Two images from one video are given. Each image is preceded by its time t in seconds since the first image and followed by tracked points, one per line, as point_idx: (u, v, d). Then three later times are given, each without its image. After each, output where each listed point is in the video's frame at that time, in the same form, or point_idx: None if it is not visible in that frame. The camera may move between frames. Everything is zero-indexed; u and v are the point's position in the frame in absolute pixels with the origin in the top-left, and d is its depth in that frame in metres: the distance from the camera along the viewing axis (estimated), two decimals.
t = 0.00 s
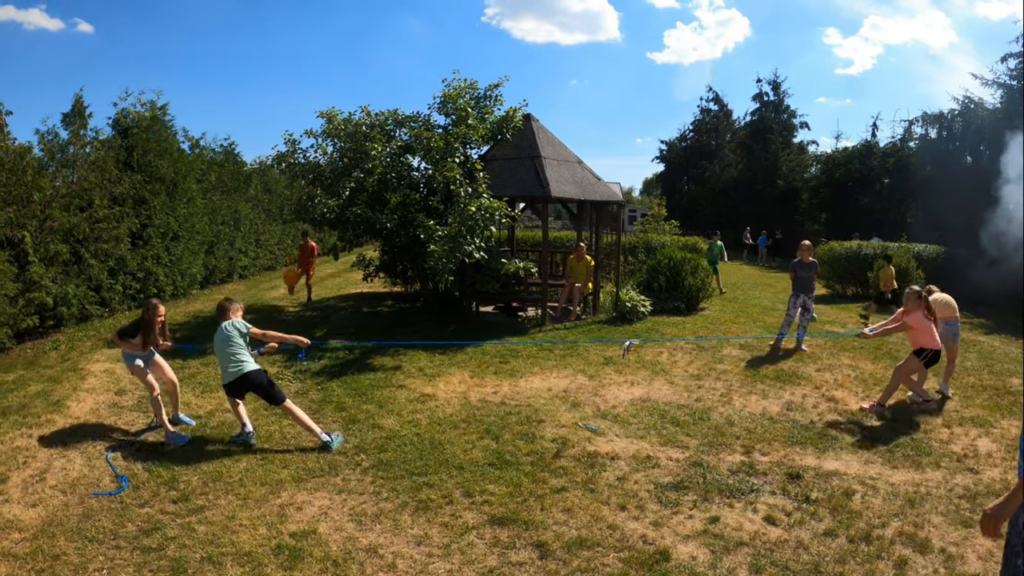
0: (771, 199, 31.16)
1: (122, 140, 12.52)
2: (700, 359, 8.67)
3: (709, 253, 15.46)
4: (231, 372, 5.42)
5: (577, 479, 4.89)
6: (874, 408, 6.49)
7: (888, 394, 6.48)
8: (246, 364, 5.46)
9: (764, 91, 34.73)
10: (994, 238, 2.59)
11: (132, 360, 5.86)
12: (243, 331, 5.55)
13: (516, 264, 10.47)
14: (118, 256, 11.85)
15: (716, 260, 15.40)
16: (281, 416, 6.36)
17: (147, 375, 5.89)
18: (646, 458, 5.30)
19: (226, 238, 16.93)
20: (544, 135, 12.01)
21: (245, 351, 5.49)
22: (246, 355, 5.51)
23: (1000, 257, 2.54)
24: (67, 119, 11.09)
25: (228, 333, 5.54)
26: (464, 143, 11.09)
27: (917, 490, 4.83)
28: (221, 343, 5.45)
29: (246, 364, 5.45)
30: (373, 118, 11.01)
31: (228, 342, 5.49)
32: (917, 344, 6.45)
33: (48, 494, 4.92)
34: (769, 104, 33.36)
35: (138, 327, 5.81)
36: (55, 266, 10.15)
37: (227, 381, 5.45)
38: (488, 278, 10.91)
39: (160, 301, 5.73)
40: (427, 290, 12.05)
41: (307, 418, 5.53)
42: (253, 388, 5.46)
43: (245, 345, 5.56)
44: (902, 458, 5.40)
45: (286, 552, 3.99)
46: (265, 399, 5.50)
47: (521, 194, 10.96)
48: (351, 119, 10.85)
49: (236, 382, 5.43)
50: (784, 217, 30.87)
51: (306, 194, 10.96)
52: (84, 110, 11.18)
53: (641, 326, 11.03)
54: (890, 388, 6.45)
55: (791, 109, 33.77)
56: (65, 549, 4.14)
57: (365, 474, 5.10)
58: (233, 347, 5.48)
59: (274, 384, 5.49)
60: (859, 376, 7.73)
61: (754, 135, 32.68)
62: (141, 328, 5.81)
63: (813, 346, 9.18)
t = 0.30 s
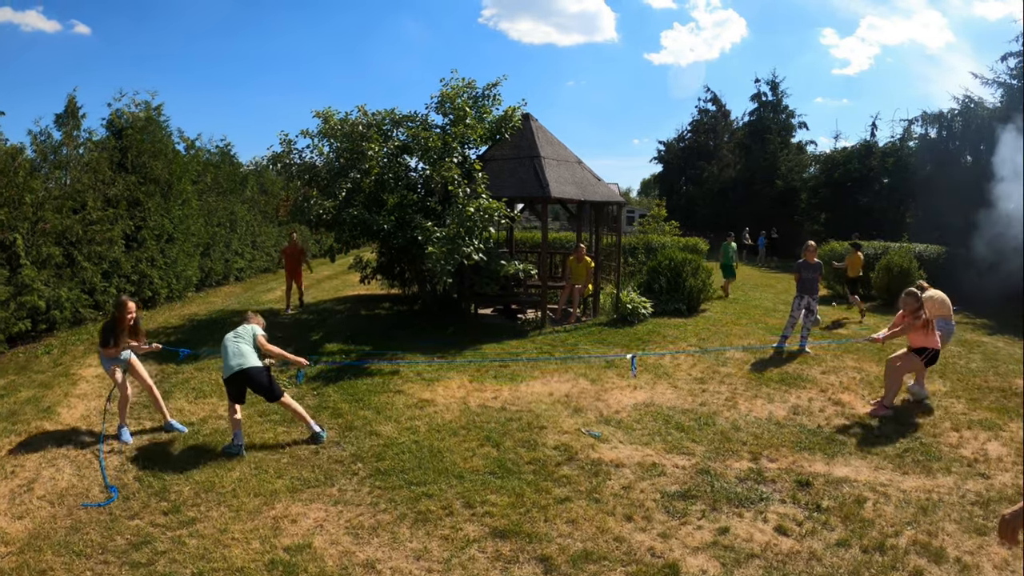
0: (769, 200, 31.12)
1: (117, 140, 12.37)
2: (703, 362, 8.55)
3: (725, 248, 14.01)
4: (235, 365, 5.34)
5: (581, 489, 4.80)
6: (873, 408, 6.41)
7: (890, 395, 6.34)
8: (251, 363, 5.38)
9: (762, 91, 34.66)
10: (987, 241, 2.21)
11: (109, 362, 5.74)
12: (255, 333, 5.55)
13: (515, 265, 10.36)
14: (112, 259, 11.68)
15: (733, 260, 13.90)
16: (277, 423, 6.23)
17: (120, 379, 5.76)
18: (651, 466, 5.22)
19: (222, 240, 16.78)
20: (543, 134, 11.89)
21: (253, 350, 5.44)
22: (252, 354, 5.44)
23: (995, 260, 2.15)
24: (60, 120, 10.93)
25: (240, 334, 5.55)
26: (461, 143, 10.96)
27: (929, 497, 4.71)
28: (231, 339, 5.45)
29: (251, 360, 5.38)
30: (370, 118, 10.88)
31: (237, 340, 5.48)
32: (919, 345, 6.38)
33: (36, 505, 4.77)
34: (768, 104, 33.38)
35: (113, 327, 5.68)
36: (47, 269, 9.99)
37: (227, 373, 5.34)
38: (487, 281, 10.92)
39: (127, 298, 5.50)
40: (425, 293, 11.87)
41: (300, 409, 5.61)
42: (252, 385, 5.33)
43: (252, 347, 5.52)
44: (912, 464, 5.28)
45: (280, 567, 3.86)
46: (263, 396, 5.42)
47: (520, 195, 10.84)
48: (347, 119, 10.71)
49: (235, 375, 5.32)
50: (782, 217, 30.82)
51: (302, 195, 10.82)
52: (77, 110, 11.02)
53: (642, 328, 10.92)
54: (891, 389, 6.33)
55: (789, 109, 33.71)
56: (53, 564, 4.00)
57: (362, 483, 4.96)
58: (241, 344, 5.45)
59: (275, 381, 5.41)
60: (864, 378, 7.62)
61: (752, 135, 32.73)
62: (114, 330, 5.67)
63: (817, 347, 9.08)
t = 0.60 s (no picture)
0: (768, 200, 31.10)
1: (113, 141, 12.29)
2: (704, 363, 8.49)
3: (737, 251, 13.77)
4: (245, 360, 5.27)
5: (583, 494, 4.78)
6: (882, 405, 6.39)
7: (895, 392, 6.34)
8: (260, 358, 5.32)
9: (760, 91, 34.64)
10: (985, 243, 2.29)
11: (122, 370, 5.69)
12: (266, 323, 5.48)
13: (515, 266, 10.32)
14: (109, 261, 11.59)
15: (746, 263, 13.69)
16: (275, 427, 6.16)
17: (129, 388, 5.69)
18: (655, 470, 5.18)
19: (219, 242, 16.70)
20: (542, 134, 11.84)
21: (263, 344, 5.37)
22: (261, 348, 5.37)
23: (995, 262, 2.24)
24: (56, 121, 10.85)
25: (248, 324, 5.44)
26: (460, 144, 10.90)
27: (935, 500, 4.66)
28: (240, 329, 5.35)
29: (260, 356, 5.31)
30: (368, 118, 10.81)
31: (246, 329, 5.39)
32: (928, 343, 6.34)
33: (30, 512, 4.70)
34: (766, 104, 33.52)
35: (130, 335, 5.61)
36: (43, 271, 9.91)
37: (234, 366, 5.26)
38: (486, 282, 10.94)
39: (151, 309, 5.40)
40: (424, 294, 11.70)
41: (302, 409, 5.54)
42: (257, 381, 5.28)
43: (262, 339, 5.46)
44: (917, 466, 5.23)
45: None
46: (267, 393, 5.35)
47: (519, 196, 10.79)
48: (345, 119, 10.63)
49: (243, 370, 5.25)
50: (780, 217, 30.80)
51: (300, 196, 10.76)
52: (73, 111, 10.94)
53: (642, 329, 10.87)
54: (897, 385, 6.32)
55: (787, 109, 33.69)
56: (46, 573, 3.92)
57: (361, 489, 4.90)
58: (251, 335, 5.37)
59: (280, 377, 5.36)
60: (867, 379, 7.57)
61: (750, 135, 33.03)
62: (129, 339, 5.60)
63: (819, 348, 9.04)
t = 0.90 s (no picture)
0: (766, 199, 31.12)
1: (110, 142, 12.23)
2: (705, 363, 8.46)
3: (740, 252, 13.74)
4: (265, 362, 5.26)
5: (586, 496, 4.75)
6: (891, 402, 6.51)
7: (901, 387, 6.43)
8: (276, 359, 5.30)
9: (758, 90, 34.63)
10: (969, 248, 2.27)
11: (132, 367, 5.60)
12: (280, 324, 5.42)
13: (514, 266, 10.30)
14: (106, 262, 11.53)
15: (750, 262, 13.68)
16: (274, 430, 6.13)
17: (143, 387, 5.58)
18: (658, 472, 5.16)
19: (217, 242, 16.63)
20: (542, 134, 11.82)
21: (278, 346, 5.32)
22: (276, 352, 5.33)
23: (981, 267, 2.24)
24: (53, 121, 10.79)
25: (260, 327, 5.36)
26: (459, 144, 10.87)
27: (939, 500, 4.63)
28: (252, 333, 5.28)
29: (276, 359, 5.28)
30: (366, 118, 10.76)
31: (260, 331, 5.33)
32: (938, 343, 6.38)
33: (28, 516, 4.65)
34: (763, 104, 33.60)
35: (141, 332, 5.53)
36: (40, 272, 9.85)
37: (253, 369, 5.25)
38: (486, 282, 10.95)
39: (164, 303, 5.33)
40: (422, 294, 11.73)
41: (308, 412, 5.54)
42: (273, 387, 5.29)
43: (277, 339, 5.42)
44: (921, 466, 5.20)
45: None
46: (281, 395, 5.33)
47: (518, 196, 10.76)
48: (344, 119, 10.60)
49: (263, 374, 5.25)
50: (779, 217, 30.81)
51: (298, 196, 10.71)
52: (70, 112, 10.88)
53: (642, 330, 10.85)
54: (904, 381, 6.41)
55: (786, 108, 33.72)
56: None
57: (362, 493, 4.86)
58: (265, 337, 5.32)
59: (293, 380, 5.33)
60: (869, 379, 7.55)
61: (749, 135, 33.12)
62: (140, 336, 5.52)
63: (820, 348, 9.01)
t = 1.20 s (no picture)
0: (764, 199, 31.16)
1: (108, 143, 12.21)
2: (705, 364, 8.46)
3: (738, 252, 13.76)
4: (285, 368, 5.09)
5: (588, 498, 4.75)
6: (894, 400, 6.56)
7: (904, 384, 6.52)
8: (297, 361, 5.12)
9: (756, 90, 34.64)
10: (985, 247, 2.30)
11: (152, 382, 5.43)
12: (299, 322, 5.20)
13: (513, 267, 10.31)
14: (104, 263, 11.51)
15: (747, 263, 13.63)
16: (273, 432, 6.13)
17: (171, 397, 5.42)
18: (659, 472, 5.16)
19: (215, 243, 16.60)
20: (540, 134, 11.82)
21: (297, 349, 5.11)
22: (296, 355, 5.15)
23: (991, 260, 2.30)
24: (51, 122, 10.77)
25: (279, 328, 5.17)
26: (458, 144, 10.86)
27: (941, 501, 4.63)
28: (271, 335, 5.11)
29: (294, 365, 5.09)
30: (365, 118, 10.75)
31: (278, 334, 5.13)
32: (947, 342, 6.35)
33: (27, 520, 4.63)
34: (762, 104, 33.67)
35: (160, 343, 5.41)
36: (38, 274, 9.83)
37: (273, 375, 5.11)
38: (485, 283, 10.99)
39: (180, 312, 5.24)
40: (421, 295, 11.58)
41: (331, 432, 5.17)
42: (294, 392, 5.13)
43: (296, 338, 5.23)
44: (922, 466, 5.20)
45: None
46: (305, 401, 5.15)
47: (517, 196, 10.77)
48: (342, 119, 10.60)
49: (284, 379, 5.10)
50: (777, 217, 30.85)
51: (297, 197, 10.70)
52: (68, 113, 10.86)
53: (642, 330, 10.86)
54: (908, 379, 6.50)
55: (784, 108, 33.76)
56: None
57: (363, 495, 4.85)
58: (284, 339, 5.12)
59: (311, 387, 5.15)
60: (868, 379, 7.56)
61: (746, 135, 33.02)
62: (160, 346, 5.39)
63: (819, 348, 9.01)
